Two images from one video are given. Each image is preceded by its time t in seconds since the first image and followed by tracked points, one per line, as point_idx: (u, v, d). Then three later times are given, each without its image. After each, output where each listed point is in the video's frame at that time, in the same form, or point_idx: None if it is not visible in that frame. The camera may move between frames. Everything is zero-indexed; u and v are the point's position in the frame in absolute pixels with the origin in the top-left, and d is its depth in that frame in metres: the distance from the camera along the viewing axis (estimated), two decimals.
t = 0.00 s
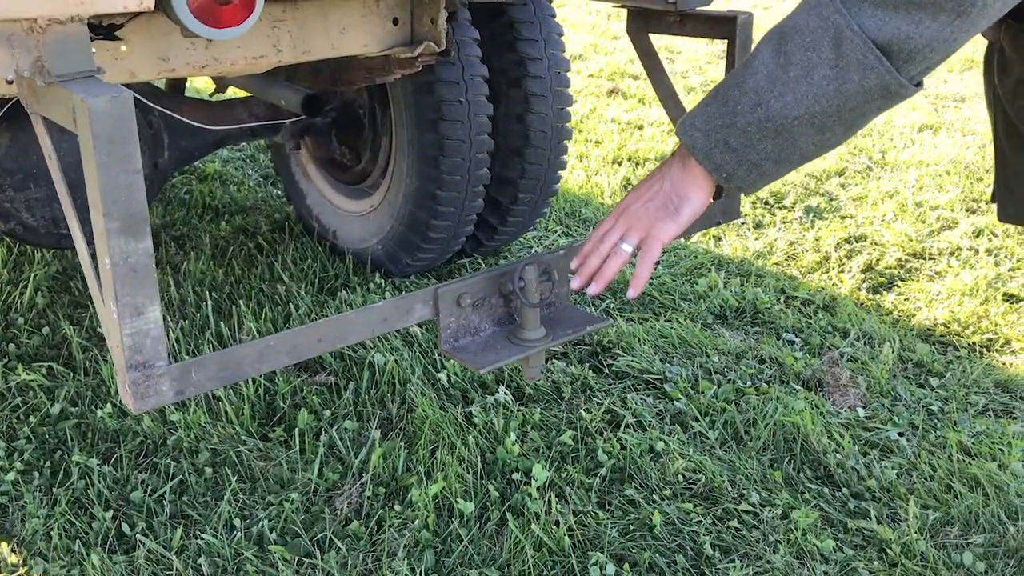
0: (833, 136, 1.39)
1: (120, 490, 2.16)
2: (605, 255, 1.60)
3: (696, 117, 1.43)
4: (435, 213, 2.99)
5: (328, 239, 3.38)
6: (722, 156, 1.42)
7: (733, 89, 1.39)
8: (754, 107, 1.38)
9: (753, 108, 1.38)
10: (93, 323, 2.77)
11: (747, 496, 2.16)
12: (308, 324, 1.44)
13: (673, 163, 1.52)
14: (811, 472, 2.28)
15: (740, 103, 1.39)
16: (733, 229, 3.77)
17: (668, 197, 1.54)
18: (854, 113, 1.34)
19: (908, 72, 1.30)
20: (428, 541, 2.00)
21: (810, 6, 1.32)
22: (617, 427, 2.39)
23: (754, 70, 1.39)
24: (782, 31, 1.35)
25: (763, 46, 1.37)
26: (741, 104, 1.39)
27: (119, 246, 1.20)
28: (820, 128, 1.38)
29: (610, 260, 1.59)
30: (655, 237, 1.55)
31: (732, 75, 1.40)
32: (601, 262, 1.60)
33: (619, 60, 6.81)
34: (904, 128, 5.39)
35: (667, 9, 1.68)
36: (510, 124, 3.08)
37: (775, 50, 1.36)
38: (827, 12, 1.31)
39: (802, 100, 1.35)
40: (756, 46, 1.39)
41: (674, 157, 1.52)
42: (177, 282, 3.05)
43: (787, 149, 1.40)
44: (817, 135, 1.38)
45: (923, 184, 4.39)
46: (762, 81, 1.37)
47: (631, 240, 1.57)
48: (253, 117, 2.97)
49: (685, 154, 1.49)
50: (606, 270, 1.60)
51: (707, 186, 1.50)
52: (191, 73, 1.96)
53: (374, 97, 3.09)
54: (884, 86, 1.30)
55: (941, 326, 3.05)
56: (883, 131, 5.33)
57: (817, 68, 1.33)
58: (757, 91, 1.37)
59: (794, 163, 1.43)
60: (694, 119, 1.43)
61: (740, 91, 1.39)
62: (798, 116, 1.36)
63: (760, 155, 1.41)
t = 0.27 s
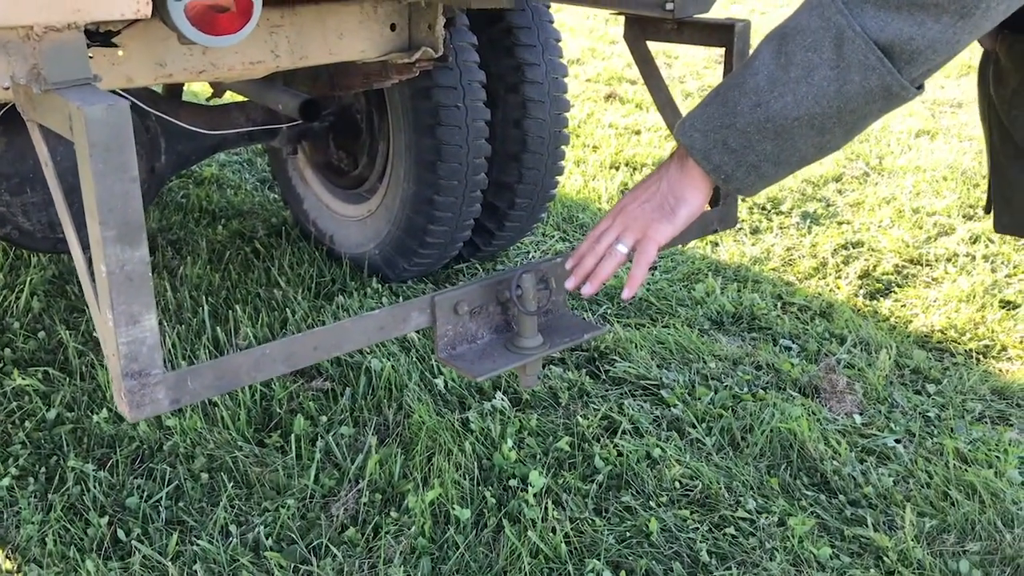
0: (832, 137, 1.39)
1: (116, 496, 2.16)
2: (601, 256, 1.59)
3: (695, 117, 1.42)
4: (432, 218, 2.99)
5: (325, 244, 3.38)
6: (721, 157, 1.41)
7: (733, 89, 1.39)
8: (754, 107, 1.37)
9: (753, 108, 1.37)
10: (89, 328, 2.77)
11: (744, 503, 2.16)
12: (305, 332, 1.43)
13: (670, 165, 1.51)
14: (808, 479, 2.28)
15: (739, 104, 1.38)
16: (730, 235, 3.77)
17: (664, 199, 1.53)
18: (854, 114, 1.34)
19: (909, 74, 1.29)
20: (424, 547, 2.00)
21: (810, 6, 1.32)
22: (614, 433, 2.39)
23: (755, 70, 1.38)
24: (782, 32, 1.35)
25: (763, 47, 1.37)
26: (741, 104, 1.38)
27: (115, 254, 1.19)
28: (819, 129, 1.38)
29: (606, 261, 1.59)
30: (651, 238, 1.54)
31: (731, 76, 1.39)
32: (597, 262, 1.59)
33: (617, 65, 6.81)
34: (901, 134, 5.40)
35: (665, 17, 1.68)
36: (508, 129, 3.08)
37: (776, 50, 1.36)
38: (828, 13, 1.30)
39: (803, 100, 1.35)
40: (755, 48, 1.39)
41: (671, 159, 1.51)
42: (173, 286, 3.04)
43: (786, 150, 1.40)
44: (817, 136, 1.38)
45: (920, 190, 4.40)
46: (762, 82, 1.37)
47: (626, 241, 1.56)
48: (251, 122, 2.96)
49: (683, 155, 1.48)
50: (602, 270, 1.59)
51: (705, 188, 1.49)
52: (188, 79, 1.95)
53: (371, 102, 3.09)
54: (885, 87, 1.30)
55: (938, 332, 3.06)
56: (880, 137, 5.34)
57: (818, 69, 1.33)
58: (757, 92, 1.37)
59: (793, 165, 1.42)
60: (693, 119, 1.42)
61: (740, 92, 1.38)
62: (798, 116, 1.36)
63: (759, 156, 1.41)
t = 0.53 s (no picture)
0: (837, 133, 1.34)
1: (109, 500, 2.15)
2: (603, 247, 1.56)
3: (699, 109, 1.38)
4: (427, 222, 2.99)
5: (321, 248, 3.37)
6: (726, 150, 1.37)
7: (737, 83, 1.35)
8: (758, 100, 1.33)
9: (758, 101, 1.33)
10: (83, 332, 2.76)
11: (739, 508, 2.15)
12: (298, 339, 1.43)
13: (673, 157, 1.49)
14: (803, 484, 2.28)
15: (744, 97, 1.34)
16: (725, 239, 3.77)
17: (667, 190, 1.50)
18: (860, 109, 1.30)
19: (915, 69, 1.26)
20: (418, 553, 1.99)
21: None
22: (608, 438, 2.39)
23: (760, 63, 1.34)
24: (788, 25, 1.31)
25: (769, 41, 1.34)
26: (745, 97, 1.34)
27: (106, 260, 1.19)
28: (825, 125, 1.33)
29: (607, 252, 1.55)
30: (653, 230, 1.51)
31: (736, 70, 1.36)
32: (598, 253, 1.56)
33: (614, 69, 6.82)
34: (897, 138, 5.41)
35: (659, 23, 1.68)
36: (503, 133, 3.08)
37: (781, 43, 1.32)
38: (835, 6, 1.27)
39: (809, 94, 1.31)
40: (761, 42, 1.35)
41: (674, 151, 1.49)
42: (167, 290, 3.03)
43: (790, 143, 1.36)
44: (821, 130, 1.34)
45: (916, 194, 4.40)
46: (767, 74, 1.33)
47: (628, 232, 1.53)
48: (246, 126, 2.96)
49: (685, 146, 1.46)
50: (603, 261, 1.56)
51: (707, 181, 1.46)
52: (183, 83, 1.95)
53: (367, 105, 3.09)
54: (892, 82, 1.26)
55: (933, 337, 3.06)
56: (876, 141, 5.34)
57: (824, 62, 1.29)
58: (762, 85, 1.33)
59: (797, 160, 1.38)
60: (697, 112, 1.39)
61: (744, 85, 1.34)
62: (803, 110, 1.32)
63: (763, 150, 1.36)
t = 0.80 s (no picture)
0: (880, 109, 1.23)
1: (103, 505, 2.14)
2: (627, 209, 1.43)
3: (736, 81, 1.25)
4: (423, 224, 2.98)
5: (316, 250, 3.36)
6: (765, 125, 1.25)
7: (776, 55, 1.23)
8: (800, 73, 1.21)
9: (801, 72, 1.21)
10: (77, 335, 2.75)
11: (735, 510, 2.15)
12: (290, 342, 1.42)
13: (708, 119, 1.34)
14: (799, 485, 2.28)
15: (784, 68, 1.22)
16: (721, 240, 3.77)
17: (698, 155, 1.35)
18: (906, 85, 1.20)
19: (965, 44, 1.18)
20: (413, 556, 1.98)
21: None
22: (604, 440, 2.38)
23: (802, 33, 1.22)
24: None
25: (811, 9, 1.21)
26: (787, 70, 1.22)
27: (95, 264, 1.18)
28: (869, 101, 1.22)
29: (632, 215, 1.42)
30: (681, 193, 1.37)
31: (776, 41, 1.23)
32: (622, 216, 1.43)
33: (609, 70, 6.83)
34: (893, 138, 5.41)
35: (655, 24, 1.67)
36: (498, 134, 3.07)
37: (826, 14, 1.20)
38: None
39: (854, 67, 1.20)
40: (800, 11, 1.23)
41: (710, 113, 1.34)
42: (162, 293, 3.02)
43: (834, 119, 1.24)
44: (864, 106, 1.22)
45: (912, 195, 4.40)
46: (811, 45, 1.21)
47: (654, 195, 1.39)
48: (241, 128, 2.95)
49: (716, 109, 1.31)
50: (626, 225, 1.43)
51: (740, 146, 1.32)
52: (176, 85, 1.94)
53: (361, 107, 3.08)
54: (940, 59, 1.17)
55: (930, 338, 3.06)
56: (872, 141, 5.35)
57: (871, 36, 1.18)
58: (804, 57, 1.21)
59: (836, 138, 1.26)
60: (734, 81, 1.26)
61: (784, 56, 1.22)
62: (848, 85, 1.21)
63: (804, 125, 1.25)
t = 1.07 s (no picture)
0: (963, 79, 1.21)
1: (97, 507, 2.13)
2: (694, 170, 1.39)
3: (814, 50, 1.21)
4: (418, 224, 2.97)
5: (311, 249, 3.36)
6: (845, 95, 1.22)
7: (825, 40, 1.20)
8: (886, 43, 1.18)
9: (884, 42, 1.18)
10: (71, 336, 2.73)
11: (731, 510, 2.15)
12: (283, 345, 1.41)
13: (781, 79, 1.29)
14: (795, 485, 2.27)
15: (869, 38, 1.18)
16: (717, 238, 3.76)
17: (769, 116, 1.30)
18: (992, 55, 1.17)
19: None
20: (409, 558, 1.98)
21: None
22: (600, 440, 2.38)
23: None
24: None
25: None
26: (871, 39, 1.18)
27: (86, 268, 1.17)
28: (954, 72, 1.19)
29: (699, 176, 1.38)
30: (750, 156, 1.32)
31: (856, 9, 1.19)
32: (688, 177, 1.39)
33: (605, 68, 6.82)
34: (889, 136, 5.41)
35: (648, 23, 1.67)
36: (493, 134, 3.06)
37: None
38: None
39: (942, 37, 1.17)
40: None
41: (781, 74, 1.29)
42: (157, 294, 3.01)
43: (914, 90, 1.22)
44: (948, 78, 1.20)
45: (907, 192, 4.40)
46: (897, 14, 1.17)
47: (722, 156, 1.35)
48: (235, 128, 2.94)
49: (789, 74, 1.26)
50: (693, 186, 1.39)
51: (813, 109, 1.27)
52: (168, 85, 1.93)
53: (356, 107, 3.07)
54: None
55: (926, 336, 3.05)
56: (868, 139, 5.35)
57: (960, 5, 1.15)
58: (890, 26, 1.17)
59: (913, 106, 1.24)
60: (812, 51, 1.22)
61: (868, 26, 1.18)
62: (935, 56, 1.18)
63: (884, 96, 1.23)
